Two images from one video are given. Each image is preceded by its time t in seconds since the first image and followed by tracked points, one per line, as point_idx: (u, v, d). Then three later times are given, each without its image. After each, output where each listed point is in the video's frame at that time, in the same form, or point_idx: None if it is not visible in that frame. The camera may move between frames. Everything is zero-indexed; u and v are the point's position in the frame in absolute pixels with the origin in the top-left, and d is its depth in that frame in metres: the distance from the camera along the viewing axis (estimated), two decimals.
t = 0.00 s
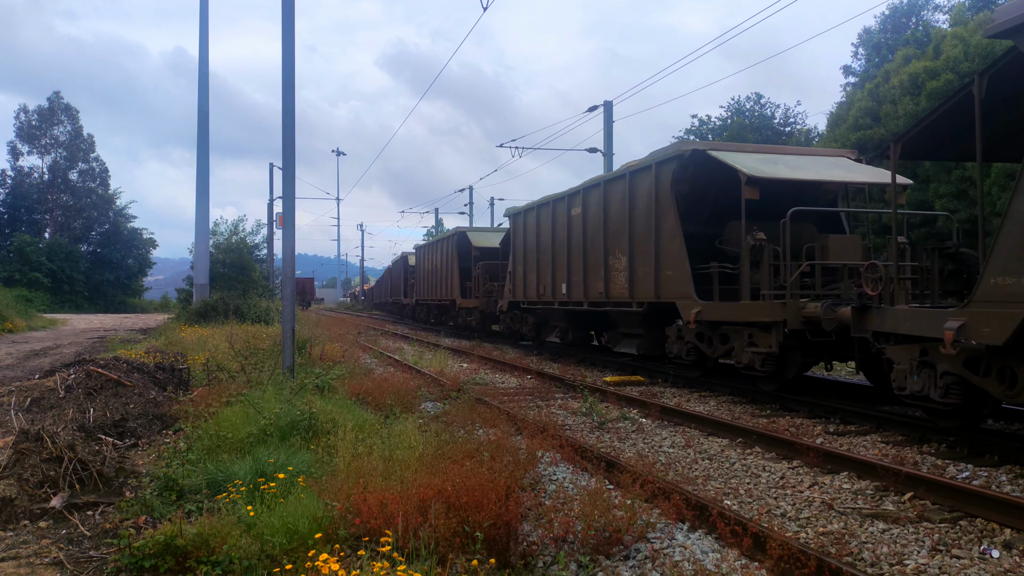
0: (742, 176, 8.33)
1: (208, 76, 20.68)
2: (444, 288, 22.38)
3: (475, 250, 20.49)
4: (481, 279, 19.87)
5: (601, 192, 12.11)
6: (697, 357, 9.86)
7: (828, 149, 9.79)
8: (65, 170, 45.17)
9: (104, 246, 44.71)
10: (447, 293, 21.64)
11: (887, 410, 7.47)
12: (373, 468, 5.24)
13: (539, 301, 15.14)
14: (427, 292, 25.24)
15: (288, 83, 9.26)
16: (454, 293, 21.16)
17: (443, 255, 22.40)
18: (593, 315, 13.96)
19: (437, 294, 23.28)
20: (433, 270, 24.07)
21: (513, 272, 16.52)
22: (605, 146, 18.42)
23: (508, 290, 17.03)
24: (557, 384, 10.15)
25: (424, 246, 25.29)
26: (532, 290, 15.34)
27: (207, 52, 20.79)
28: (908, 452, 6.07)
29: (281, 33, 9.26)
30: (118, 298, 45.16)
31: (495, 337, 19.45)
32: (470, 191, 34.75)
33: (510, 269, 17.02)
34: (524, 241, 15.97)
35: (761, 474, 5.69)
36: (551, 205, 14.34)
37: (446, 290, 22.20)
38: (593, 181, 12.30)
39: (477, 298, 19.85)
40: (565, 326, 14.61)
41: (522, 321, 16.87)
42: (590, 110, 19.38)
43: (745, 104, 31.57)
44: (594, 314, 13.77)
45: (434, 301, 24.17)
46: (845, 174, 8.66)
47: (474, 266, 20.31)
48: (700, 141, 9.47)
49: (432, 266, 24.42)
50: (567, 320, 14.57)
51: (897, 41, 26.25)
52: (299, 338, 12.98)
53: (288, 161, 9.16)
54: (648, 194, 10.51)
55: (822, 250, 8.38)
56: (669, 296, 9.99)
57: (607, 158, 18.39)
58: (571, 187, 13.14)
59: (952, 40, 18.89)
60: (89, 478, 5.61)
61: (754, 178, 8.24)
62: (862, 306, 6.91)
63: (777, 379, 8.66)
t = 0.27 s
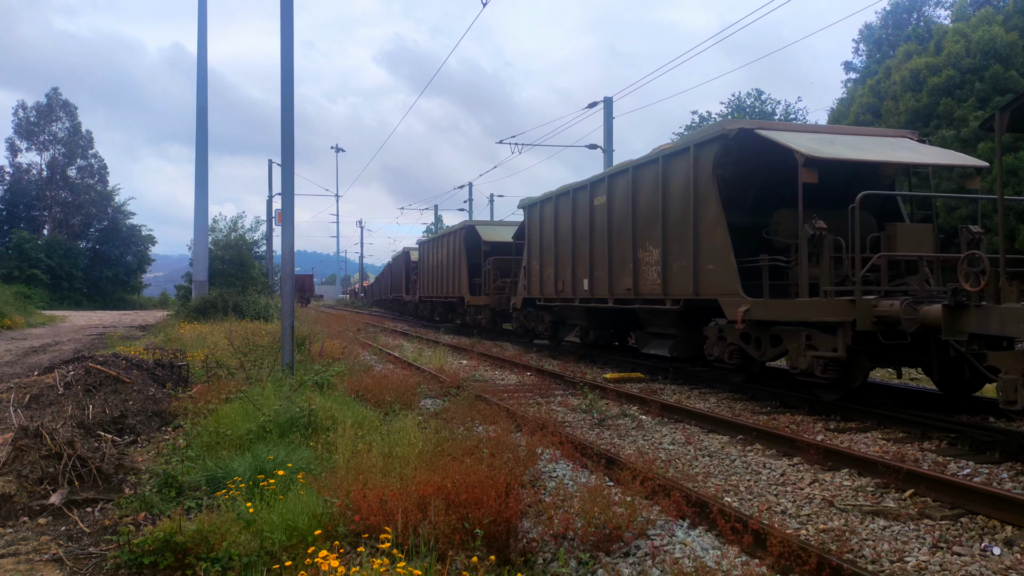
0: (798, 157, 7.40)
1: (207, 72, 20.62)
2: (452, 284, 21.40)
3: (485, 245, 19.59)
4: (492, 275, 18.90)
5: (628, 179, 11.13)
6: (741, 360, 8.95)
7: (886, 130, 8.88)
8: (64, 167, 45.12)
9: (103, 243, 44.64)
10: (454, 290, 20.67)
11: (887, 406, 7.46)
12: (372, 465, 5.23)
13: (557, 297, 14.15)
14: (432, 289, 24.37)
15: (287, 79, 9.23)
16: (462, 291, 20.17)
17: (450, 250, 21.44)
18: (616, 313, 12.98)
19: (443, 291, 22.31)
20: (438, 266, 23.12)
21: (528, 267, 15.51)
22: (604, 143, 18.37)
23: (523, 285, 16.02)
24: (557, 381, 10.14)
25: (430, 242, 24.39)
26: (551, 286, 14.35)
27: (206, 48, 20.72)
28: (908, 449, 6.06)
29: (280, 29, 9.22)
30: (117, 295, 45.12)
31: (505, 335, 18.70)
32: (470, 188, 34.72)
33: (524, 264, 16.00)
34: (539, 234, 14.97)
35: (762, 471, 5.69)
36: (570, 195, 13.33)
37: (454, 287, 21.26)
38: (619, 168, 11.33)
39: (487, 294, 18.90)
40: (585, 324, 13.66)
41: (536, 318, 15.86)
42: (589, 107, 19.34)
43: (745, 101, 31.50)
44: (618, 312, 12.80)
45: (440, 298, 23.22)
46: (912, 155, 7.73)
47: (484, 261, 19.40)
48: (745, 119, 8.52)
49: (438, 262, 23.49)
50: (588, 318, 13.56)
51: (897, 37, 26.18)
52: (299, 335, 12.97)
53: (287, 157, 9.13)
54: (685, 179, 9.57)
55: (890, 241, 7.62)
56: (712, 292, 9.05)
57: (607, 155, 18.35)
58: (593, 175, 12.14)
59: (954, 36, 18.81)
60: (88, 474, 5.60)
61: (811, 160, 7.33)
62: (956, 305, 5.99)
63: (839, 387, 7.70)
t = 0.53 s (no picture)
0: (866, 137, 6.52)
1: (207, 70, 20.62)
2: (458, 282, 20.51)
3: (495, 241, 18.76)
4: (502, 272, 18.03)
5: (658, 166, 10.12)
6: (792, 365, 7.98)
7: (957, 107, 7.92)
8: (63, 165, 45.13)
9: (103, 241, 44.65)
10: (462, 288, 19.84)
11: (883, 403, 7.48)
12: (371, 461, 5.26)
13: (575, 295, 13.14)
14: (436, 287, 23.58)
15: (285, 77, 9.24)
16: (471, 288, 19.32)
17: (458, 247, 20.59)
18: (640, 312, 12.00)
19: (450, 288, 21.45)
20: (445, 263, 22.28)
21: (542, 263, 14.51)
22: (602, 140, 18.38)
23: (535, 284, 14.99)
24: (556, 378, 10.18)
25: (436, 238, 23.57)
26: (567, 283, 13.31)
27: (205, 46, 20.73)
28: (903, 445, 6.09)
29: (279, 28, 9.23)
30: (116, 293, 45.13)
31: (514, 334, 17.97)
32: (468, 186, 34.76)
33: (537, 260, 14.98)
34: (554, 227, 13.94)
35: (758, 468, 5.71)
36: (590, 185, 12.31)
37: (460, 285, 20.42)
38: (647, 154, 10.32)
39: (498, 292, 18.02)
40: (605, 324, 12.68)
41: (551, 318, 14.86)
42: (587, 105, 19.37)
43: (743, 99, 31.49)
44: (642, 311, 11.83)
45: (445, 296, 22.37)
46: (993, 134, 6.81)
47: (494, 258, 18.58)
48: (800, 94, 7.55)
49: (444, 259, 22.66)
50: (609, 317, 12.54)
51: (894, 36, 26.20)
52: (298, 332, 12.99)
53: (286, 155, 9.15)
54: (728, 163, 8.58)
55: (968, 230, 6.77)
56: (759, 290, 8.06)
57: (605, 153, 18.37)
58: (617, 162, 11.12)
59: (951, 34, 18.86)
60: (88, 470, 5.63)
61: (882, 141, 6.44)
62: None
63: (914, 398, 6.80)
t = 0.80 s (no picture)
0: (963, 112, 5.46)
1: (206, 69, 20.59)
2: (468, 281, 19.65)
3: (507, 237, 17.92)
4: (515, 270, 17.18)
5: (696, 152, 9.10)
6: (860, 376, 6.96)
7: None
8: (63, 162, 45.14)
9: (102, 239, 44.65)
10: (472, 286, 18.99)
11: (882, 404, 7.48)
12: (370, 460, 5.25)
13: (597, 295, 12.09)
14: (444, 286, 22.76)
15: (285, 75, 9.23)
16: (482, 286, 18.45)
17: (468, 244, 19.73)
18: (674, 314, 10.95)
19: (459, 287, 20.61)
20: (453, 261, 21.42)
21: (561, 259, 13.48)
22: (602, 139, 18.38)
23: (552, 282, 13.94)
24: (555, 377, 10.18)
25: (444, 235, 22.72)
26: (589, 281, 12.26)
27: (204, 44, 20.70)
28: (903, 446, 6.09)
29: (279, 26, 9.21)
30: (116, 291, 45.12)
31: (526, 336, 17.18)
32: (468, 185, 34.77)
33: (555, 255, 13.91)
34: (575, 221, 12.94)
35: (757, 468, 5.71)
36: (615, 175, 11.30)
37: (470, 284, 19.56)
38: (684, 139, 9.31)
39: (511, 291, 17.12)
40: (630, 328, 11.65)
41: (570, 319, 13.82)
42: (586, 104, 19.40)
43: (743, 98, 31.49)
44: (674, 312, 10.83)
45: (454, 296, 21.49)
46: None
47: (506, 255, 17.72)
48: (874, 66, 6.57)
49: (452, 256, 21.82)
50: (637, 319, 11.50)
51: (894, 36, 26.19)
52: (297, 331, 12.99)
53: (285, 153, 9.13)
54: (783, 147, 7.56)
55: None
56: (823, 291, 6.99)
57: (604, 152, 18.36)
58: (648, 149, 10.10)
59: (950, 34, 18.87)
60: (87, 469, 5.62)
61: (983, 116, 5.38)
62: None
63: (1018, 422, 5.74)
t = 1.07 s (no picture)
0: None
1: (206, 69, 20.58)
2: (476, 281, 18.78)
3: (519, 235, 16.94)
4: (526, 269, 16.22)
5: (744, 137, 8.15)
6: (949, 394, 5.96)
7: None
8: (62, 162, 45.12)
9: (101, 238, 44.61)
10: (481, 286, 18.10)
11: (880, 405, 7.50)
12: (367, 460, 5.25)
13: (625, 297, 11.10)
14: (449, 287, 21.88)
15: (284, 75, 9.22)
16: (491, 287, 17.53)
17: (476, 242, 18.88)
18: (709, 319, 9.97)
19: (466, 288, 19.76)
20: (460, 261, 20.56)
21: (582, 258, 12.52)
22: (601, 141, 18.39)
23: (572, 281, 13.03)
24: (553, 378, 10.18)
25: (450, 233, 21.89)
26: (615, 282, 11.33)
27: (203, 43, 20.69)
28: (901, 448, 6.09)
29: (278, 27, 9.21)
30: (114, 290, 45.08)
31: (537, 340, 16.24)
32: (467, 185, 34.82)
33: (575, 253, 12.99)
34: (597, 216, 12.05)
35: (755, 469, 5.72)
36: (646, 166, 10.37)
37: (479, 284, 18.66)
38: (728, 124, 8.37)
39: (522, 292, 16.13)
40: (661, 331, 10.64)
41: (590, 322, 12.84)
42: (586, 105, 19.45)
43: (742, 100, 31.55)
44: (709, 316, 9.87)
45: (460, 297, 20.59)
46: None
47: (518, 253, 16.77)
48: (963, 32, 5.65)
49: (458, 256, 20.94)
50: (667, 324, 10.55)
51: (892, 38, 26.30)
52: (296, 331, 12.98)
53: (284, 153, 9.14)
54: (852, 128, 6.54)
55: None
56: (903, 292, 5.96)
57: (603, 153, 18.37)
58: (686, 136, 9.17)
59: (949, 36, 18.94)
60: (84, 468, 5.62)
61: None
62: None
63: None
